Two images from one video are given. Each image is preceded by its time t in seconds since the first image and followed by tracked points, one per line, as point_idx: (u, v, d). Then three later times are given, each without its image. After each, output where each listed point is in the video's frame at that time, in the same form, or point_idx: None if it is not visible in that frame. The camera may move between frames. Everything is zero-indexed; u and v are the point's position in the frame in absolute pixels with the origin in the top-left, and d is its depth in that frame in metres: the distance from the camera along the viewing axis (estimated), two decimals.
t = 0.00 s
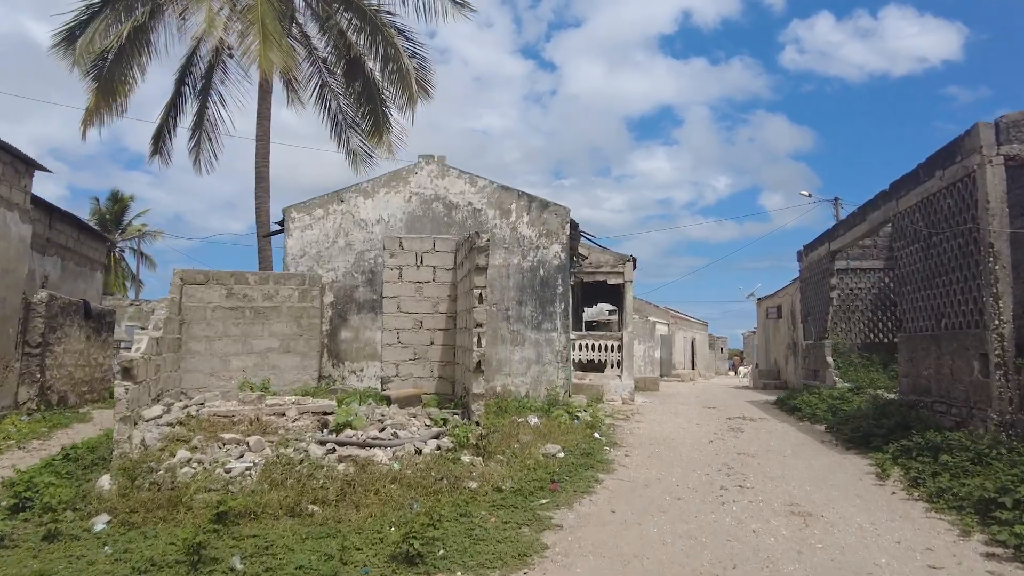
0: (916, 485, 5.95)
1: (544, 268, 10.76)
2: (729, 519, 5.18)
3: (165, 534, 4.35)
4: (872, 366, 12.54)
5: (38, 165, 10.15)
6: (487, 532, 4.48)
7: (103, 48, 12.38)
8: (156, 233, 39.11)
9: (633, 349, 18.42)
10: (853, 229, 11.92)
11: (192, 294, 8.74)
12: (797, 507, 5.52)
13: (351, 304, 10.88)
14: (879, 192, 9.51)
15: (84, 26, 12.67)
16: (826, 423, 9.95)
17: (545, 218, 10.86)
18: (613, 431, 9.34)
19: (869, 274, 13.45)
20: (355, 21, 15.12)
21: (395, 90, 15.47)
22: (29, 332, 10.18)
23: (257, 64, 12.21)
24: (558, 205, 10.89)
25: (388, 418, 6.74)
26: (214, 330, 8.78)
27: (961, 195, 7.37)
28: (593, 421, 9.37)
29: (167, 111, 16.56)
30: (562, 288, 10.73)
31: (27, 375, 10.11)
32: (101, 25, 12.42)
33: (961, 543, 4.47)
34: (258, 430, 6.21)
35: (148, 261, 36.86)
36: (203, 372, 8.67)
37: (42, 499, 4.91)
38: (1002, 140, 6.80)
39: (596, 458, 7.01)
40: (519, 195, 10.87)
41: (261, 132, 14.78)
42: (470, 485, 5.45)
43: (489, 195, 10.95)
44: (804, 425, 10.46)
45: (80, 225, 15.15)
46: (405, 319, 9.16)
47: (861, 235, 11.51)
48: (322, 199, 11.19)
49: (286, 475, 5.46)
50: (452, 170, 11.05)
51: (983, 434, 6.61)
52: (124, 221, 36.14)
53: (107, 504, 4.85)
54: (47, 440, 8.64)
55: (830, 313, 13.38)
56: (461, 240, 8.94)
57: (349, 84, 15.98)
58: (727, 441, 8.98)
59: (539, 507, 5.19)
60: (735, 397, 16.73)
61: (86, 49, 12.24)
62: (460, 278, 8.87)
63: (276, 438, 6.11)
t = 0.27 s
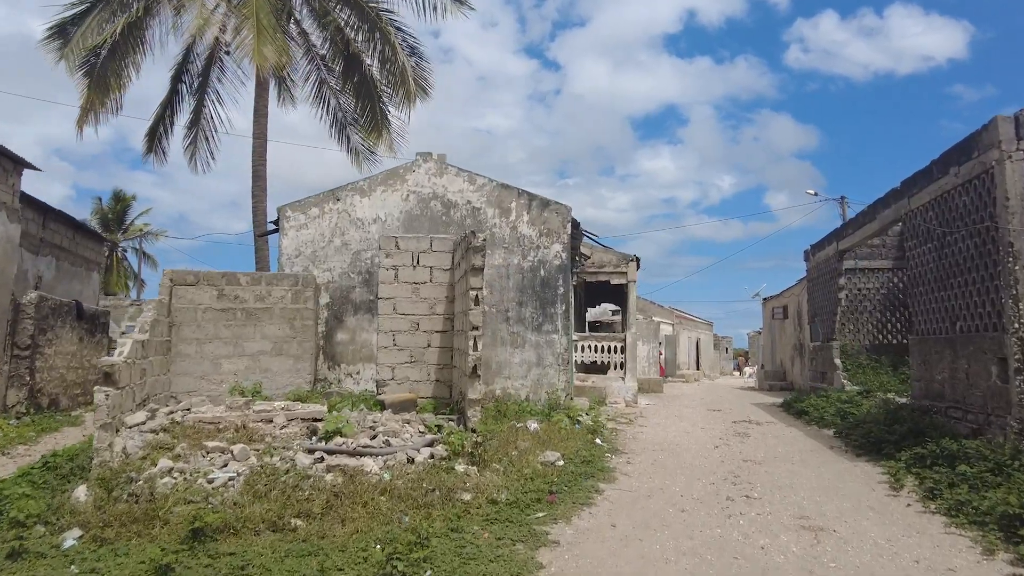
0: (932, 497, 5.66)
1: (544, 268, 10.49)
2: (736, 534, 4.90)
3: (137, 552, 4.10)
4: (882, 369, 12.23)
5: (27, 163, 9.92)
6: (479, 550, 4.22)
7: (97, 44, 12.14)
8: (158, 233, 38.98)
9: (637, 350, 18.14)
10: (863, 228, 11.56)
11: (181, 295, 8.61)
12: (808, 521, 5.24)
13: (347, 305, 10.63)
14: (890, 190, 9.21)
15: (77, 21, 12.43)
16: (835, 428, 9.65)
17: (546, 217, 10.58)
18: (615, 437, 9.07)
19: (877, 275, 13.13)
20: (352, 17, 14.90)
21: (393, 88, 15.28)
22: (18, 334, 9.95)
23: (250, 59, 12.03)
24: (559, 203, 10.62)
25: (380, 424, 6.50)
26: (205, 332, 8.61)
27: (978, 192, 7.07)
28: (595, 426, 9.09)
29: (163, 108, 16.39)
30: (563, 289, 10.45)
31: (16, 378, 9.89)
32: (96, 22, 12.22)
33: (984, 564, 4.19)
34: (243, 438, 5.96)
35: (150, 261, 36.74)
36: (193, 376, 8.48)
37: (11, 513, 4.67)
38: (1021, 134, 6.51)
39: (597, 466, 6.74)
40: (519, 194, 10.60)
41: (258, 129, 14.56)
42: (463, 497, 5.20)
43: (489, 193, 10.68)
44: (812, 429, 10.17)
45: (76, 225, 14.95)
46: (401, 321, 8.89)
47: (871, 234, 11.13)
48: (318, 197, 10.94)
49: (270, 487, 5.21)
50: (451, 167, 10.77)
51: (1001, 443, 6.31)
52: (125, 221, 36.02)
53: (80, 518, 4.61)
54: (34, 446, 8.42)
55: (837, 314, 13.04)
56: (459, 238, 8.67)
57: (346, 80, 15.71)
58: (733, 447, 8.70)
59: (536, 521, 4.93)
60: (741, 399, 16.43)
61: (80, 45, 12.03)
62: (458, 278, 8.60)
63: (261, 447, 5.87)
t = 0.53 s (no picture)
0: (952, 502, 5.35)
1: (545, 265, 10.21)
2: (743, 543, 4.61)
3: (102, 561, 3.84)
4: (893, 368, 11.89)
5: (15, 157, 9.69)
6: (468, 560, 3.94)
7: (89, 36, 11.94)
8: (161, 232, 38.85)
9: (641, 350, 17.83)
10: (874, 223, 11.19)
11: (170, 291, 8.39)
12: (819, 528, 4.94)
13: (343, 302, 10.37)
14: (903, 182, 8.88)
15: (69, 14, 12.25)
16: (845, 429, 9.33)
17: (547, 212, 10.29)
18: (618, 438, 8.77)
19: (887, 271, 12.77)
20: (351, 9, 14.65)
21: (392, 83, 15.02)
22: (6, 333, 9.72)
23: (246, 52, 11.81)
24: (560, 198, 10.33)
25: (371, 425, 6.23)
26: (194, 330, 8.39)
27: (997, 182, 6.75)
28: (596, 427, 8.80)
29: (160, 104, 16.16)
30: (565, 285, 10.16)
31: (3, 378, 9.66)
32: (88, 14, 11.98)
33: None
34: (226, 440, 5.70)
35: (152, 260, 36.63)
36: (182, 374, 8.27)
37: None
38: None
39: (598, 469, 6.45)
40: (519, 188, 10.30)
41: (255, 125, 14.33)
42: (455, 503, 4.92)
43: (488, 187, 10.39)
44: (821, 430, 9.85)
45: (71, 222, 14.76)
46: (396, 318, 8.61)
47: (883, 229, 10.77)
48: (313, 192, 10.68)
49: (252, 490, 4.95)
50: (449, 161, 10.47)
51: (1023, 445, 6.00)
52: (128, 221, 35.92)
53: (47, 524, 4.36)
54: (18, 446, 8.19)
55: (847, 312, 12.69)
56: (456, 231, 8.40)
57: (346, 75, 15.47)
58: (740, 449, 8.39)
59: (530, 528, 4.64)
60: (747, 400, 16.10)
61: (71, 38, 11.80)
62: (455, 274, 8.34)
63: (244, 449, 5.61)
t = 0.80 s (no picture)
0: (970, 514, 5.07)
1: (544, 264, 9.94)
2: (749, 558, 4.34)
3: None
4: (900, 370, 11.60)
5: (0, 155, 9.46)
6: None
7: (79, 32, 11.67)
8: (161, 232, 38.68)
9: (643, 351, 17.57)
10: (883, 221, 10.89)
11: (157, 292, 8.16)
12: (830, 542, 4.66)
13: (337, 303, 10.11)
14: (913, 178, 8.60)
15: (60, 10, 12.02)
16: (853, 433, 9.06)
17: (546, 210, 10.01)
18: (619, 443, 8.50)
19: (894, 271, 12.48)
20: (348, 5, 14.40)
21: (389, 80, 14.76)
22: None
23: (240, 47, 11.57)
24: (560, 195, 10.04)
25: (359, 432, 5.96)
26: (182, 331, 8.16)
27: (1014, 177, 6.47)
28: (596, 431, 8.53)
29: (155, 103, 15.70)
30: (564, 285, 9.89)
31: None
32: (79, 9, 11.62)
33: None
34: (206, 447, 5.45)
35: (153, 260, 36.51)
36: (169, 377, 8.06)
37: None
38: None
39: (596, 477, 6.18)
40: (517, 185, 10.01)
41: (250, 122, 14.10)
42: (445, 515, 4.66)
43: (485, 184, 10.09)
44: (827, 434, 9.58)
45: (64, 221, 14.55)
46: (389, 319, 8.34)
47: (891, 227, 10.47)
48: (306, 190, 10.43)
49: (231, 502, 4.71)
50: (446, 158, 10.18)
51: None
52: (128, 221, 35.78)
53: (10, 539, 4.11)
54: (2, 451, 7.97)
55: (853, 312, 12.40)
56: (451, 230, 8.13)
57: (343, 72, 15.25)
58: (745, 454, 8.12)
59: (523, 543, 4.37)
60: (751, 401, 15.83)
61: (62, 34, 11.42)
62: (450, 273, 8.06)
63: (225, 457, 5.36)
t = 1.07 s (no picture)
0: (985, 520, 4.80)
1: (540, 261, 9.67)
2: (752, 567, 4.08)
3: None
4: (905, 369, 11.33)
5: None
6: None
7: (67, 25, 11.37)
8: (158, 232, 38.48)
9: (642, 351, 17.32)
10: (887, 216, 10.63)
11: (140, 288, 7.91)
12: (838, 550, 4.40)
13: (328, 301, 9.87)
14: (921, 170, 8.33)
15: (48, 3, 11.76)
16: (857, 434, 8.81)
17: (542, 205, 9.74)
18: (616, 444, 8.24)
19: (898, 268, 12.23)
20: None
21: (388, 74, 14.61)
22: None
23: (231, 41, 11.34)
24: (557, 190, 9.78)
25: (344, 433, 5.70)
26: (165, 329, 7.92)
27: None
28: (593, 432, 8.27)
29: (149, 99, 15.20)
30: (561, 282, 9.63)
31: None
32: None
33: None
34: (183, 449, 5.20)
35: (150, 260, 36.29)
36: (152, 377, 7.82)
37: None
38: None
39: (592, 481, 5.91)
40: (513, 180, 9.74)
41: (243, 118, 13.87)
42: (430, 521, 4.40)
43: (480, 179, 9.82)
44: (831, 435, 9.33)
45: (54, 219, 14.32)
46: (379, 317, 8.08)
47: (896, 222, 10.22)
48: (296, 185, 10.18)
49: (204, 507, 4.46)
50: (439, 152, 9.91)
51: None
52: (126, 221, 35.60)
53: None
54: None
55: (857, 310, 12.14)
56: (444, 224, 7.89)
57: (338, 69, 14.96)
58: (746, 456, 7.86)
59: (511, 552, 4.12)
60: (753, 401, 15.58)
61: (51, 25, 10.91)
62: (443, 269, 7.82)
63: (201, 459, 5.11)
